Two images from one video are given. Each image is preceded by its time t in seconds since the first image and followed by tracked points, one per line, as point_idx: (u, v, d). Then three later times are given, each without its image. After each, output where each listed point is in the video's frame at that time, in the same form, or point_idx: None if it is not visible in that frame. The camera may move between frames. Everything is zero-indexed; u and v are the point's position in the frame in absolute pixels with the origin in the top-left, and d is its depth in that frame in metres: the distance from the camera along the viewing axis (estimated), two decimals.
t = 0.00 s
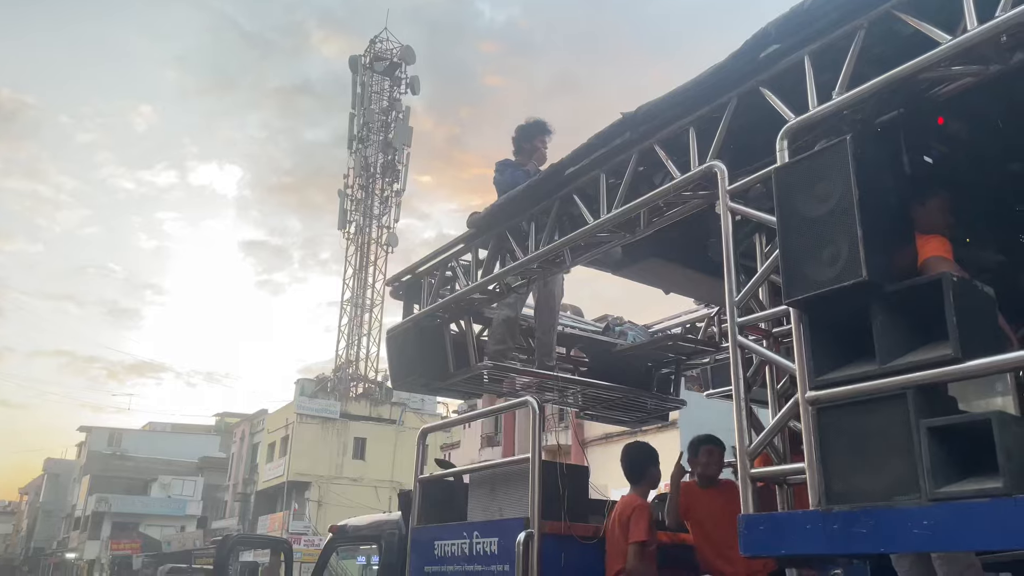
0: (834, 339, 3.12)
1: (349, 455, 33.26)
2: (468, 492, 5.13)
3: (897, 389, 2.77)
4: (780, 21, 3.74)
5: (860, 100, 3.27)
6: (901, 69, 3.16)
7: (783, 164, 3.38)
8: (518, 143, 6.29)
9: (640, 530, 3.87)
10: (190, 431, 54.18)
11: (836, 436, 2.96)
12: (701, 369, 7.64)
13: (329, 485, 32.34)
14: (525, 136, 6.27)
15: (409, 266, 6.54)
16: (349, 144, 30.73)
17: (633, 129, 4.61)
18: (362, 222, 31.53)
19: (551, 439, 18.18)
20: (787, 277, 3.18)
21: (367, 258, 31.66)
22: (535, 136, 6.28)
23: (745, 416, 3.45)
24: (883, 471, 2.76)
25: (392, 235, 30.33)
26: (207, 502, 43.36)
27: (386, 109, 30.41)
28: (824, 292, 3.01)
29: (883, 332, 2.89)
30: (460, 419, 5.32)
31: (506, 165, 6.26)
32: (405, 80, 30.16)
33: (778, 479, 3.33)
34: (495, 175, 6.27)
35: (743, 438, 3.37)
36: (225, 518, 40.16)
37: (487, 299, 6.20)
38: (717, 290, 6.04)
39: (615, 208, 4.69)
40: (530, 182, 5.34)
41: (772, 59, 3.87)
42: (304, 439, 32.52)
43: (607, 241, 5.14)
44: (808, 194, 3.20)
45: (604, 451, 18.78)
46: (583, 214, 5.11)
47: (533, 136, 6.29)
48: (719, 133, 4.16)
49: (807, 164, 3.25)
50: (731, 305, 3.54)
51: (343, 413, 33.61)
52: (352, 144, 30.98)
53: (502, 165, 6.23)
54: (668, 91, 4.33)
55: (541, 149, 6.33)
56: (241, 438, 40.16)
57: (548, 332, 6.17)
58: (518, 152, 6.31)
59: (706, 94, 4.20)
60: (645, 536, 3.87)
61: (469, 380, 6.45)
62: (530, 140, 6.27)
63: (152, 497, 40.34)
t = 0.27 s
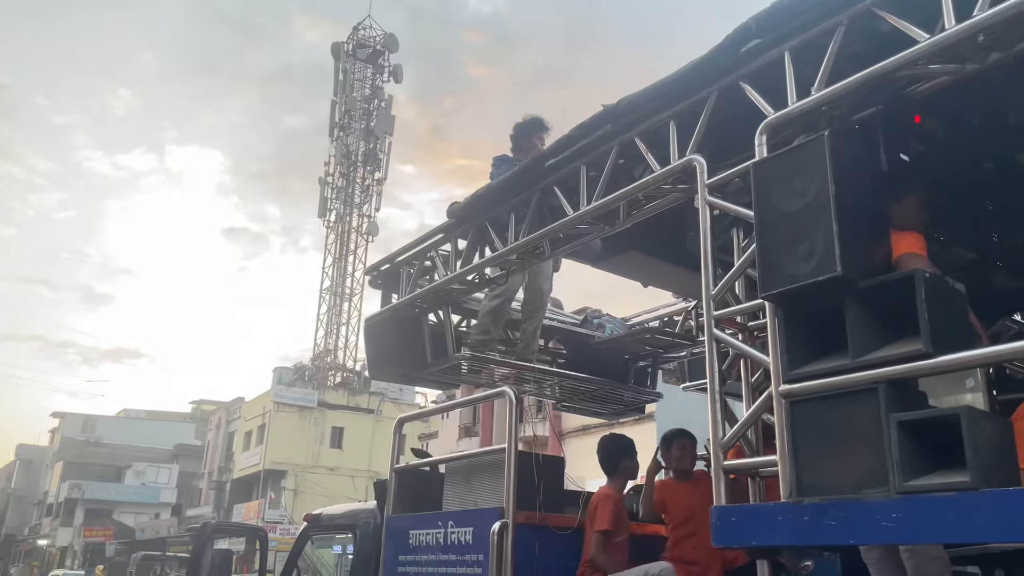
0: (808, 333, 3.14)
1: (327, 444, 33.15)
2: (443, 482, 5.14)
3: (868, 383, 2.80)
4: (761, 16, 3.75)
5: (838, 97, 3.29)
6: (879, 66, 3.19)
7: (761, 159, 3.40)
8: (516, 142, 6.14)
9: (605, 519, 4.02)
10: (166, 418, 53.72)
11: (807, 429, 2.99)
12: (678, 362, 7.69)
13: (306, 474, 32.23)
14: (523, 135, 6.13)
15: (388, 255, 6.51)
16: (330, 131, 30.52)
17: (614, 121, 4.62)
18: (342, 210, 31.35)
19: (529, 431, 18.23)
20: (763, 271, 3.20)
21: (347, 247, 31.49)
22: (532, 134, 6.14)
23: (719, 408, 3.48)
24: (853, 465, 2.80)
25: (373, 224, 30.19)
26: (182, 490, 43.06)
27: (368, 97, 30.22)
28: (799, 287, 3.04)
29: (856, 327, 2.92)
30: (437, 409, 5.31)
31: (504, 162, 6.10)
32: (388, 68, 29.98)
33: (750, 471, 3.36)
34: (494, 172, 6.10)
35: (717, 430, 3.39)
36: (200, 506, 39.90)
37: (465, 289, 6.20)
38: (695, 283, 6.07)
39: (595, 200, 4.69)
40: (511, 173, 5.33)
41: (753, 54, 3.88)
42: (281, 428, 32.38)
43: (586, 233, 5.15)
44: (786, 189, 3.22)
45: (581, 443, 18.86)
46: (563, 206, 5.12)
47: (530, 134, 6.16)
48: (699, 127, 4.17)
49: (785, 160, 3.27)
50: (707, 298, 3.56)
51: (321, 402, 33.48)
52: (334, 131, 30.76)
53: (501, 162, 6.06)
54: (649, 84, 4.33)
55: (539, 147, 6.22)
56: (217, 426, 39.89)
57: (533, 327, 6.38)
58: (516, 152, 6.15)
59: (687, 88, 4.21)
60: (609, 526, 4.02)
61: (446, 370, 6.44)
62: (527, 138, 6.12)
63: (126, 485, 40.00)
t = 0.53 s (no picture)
0: (773, 327, 3.17)
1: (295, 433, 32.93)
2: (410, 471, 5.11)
3: (830, 377, 2.83)
4: (735, 10, 3.76)
5: (808, 92, 3.31)
6: (848, 64, 3.21)
7: (731, 153, 3.41)
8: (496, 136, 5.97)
9: (559, 510, 4.36)
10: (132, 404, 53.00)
11: (770, 422, 3.02)
12: (647, 354, 7.73)
13: (274, 462, 32.00)
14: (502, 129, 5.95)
15: (358, 242, 6.46)
16: (304, 117, 30.22)
17: (587, 112, 4.61)
18: (315, 197, 31.08)
19: (498, 421, 18.25)
20: (730, 265, 3.22)
21: (319, 234, 31.23)
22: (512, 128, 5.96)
23: (685, 400, 3.50)
24: (814, 457, 2.83)
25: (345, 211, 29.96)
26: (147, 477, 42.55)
27: (342, 83, 29.94)
28: (765, 281, 3.06)
29: (821, 321, 2.95)
30: (405, 398, 5.29)
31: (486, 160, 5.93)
32: (364, 55, 29.72)
33: (714, 463, 3.38)
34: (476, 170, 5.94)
35: (682, 422, 3.41)
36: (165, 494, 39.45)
37: (436, 278, 6.17)
38: (665, 276, 6.10)
39: (567, 191, 4.68)
40: (483, 161, 5.31)
41: (725, 48, 3.89)
42: (249, 416, 32.10)
43: (558, 224, 5.14)
44: (754, 183, 3.24)
45: (551, 434, 18.93)
46: (534, 196, 5.10)
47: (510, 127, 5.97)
48: (671, 120, 4.18)
49: (754, 154, 3.29)
50: (675, 291, 3.57)
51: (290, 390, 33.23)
52: (307, 117, 30.45)
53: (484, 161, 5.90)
54: (622, 75, 4.33)
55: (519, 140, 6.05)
56: (184, 413, 39.43)
57: (505, 318, 6.41)
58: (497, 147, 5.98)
59: (660, 80, 4.21)
60: (562, 516, 4.36)
61: (415, 359, 6.42)
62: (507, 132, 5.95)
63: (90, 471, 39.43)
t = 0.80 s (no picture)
0: (732, 318, 3.19)
1: (259, 420, 32.63)
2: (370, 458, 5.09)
3: (786, 369, 2.87)
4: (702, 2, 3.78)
5: (771, 86, 3.33)
6: (811, 58, 3.24)
7: (695, 145, 3.42)
8: (465, 124, 5.96)
9: (517, 496, 4.40)
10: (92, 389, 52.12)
11: (726, 412, 3.05)
12: (611, 346, 7.78)
13: (237, 449, 31.70)
14: (471, 116, 5.93)
15: (322, 227, 6.39)
16: (274, 100, 29.81)
17: (554, 101, 4.60)
18: (283, 182, 30.73)
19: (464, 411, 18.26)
20: (691, 256, 3.23)
21: (287, 220, 30.90)
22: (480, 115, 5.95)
23: (644, 390, 3.52)
24: (769, 448, 2.86)
25: (314, 197, 29.67)
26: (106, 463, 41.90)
27: (313, 67, 29.60)
28: (725, 273, 3.08)
29: (779, 313, 2.97)
30: (367, 384, 5.25)
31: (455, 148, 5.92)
32: (335, 39, 29.40)
33: (671, 452, 3.41)
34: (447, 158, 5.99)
35: (641, 411, 3.43)
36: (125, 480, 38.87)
37: (401, 265, 6.13)
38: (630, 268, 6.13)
39: (532, 180, 4.68)
40: (449, 148, 5.28)
41: (692, 40, 3.91)
42: (212, 402, 31.74)
43: (524, 212, 5.13)
44: (716, 176, 3.26)
45: (516, 424, 18.99)
46: (501, 184, 5.09)
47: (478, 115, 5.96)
48: (637, 111, 4.19)
49: (717, 147, 3.30)
50: (637, 281, 3.59)
51: (255, 377, 32.92)
52: (277, 101, 30.06)
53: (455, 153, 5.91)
54: (589, 65, 4.33)
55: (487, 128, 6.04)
56: (145, 399, 38.86)
57: (470, 306, 6.41)
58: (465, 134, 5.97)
59: (627, 71, 4.22)
60: (520, 503, 4.39)
61: (379, 346, 6.38)
62: (476, 120, 5.93)
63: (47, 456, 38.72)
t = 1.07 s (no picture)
0: (697, 307, 3.21)
1: (228, 406, 32.34)
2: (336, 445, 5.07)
3: (748, 358, 2.90)
4: None
5: (740, 79, 3.36)
6: (780, 52, 3.27)
7: (664, 135, 3.44)
8: (437, 111, 5.94)
9: (477, 484, 4.42)
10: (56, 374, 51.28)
11: (689, 401, 3.08)
12: (581, 335, 7.81)
13: (205, 436, 31.39)
14: (444, 103, 5.90)
15: (291, 212, 6.33)
16: (246, 83, 29.41)
17: (526, 89, 4.60)
18: (255, 166, 30.38)
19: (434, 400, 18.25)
20: (658, 246, 3.25)
21: (258, 205, 30.58)
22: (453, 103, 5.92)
23: (609, 378, 3.54)
24: (729, 436, 2.90)
25: (286, 182, 29.39)
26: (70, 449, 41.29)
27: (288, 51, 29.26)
28: (691, 263, 3.10)
29: (742, 304, 3.00)
30: (334, 370, 5.23)
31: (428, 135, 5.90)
32: (310, 23, 29.08)
33: (634, 440, 3.43)
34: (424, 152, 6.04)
35: (605, 399, 3.45)
36: (89, 465, 38.35)
37: (370, 250, 6.10)
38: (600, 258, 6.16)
39: (503, 168, 4.67)
40: (421, 134, 5.26)
41: (664, 31, 3.92)
42: (180, 388, 31.39)
43: (494, 200, 5.13)
44: (684, 166, 3.28)
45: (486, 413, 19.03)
46: (472, 171, 5.07)
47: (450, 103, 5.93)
48: (608, 100, 4.20)
49: (685, 137, 3.32)
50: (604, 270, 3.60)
51: (224, 363, 32.60)
52: (250, 84, 29.68)
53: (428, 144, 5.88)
54: (561, 53, 4.33)
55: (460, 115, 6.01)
56: (111, 384, 38.33)
57: (441, 295, 6.40)
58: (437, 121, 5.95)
59: (599, 61, 4.22)
60: (480, 491, 4.42)
61: (347, 333, 6.34)
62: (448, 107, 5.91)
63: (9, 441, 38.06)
